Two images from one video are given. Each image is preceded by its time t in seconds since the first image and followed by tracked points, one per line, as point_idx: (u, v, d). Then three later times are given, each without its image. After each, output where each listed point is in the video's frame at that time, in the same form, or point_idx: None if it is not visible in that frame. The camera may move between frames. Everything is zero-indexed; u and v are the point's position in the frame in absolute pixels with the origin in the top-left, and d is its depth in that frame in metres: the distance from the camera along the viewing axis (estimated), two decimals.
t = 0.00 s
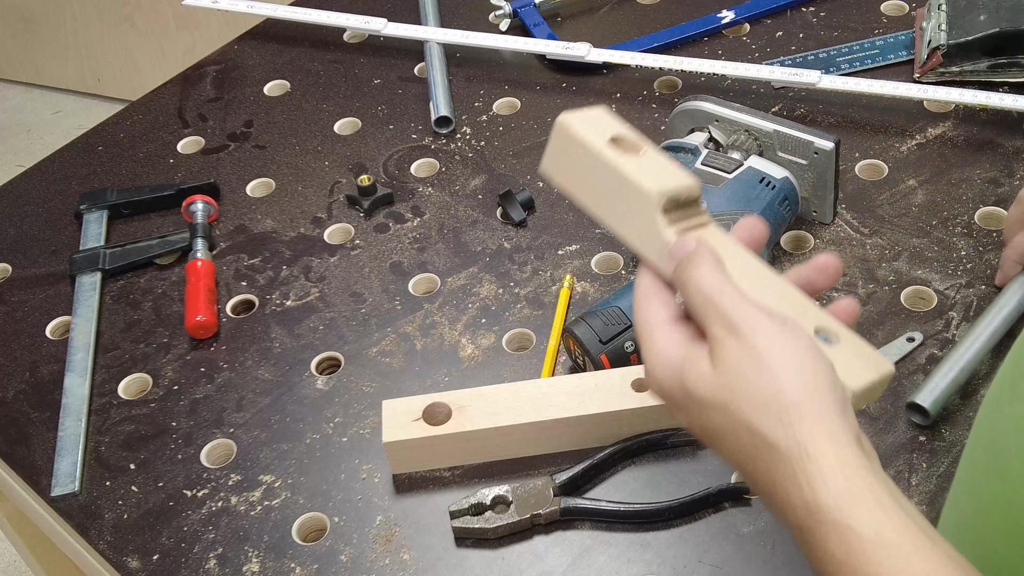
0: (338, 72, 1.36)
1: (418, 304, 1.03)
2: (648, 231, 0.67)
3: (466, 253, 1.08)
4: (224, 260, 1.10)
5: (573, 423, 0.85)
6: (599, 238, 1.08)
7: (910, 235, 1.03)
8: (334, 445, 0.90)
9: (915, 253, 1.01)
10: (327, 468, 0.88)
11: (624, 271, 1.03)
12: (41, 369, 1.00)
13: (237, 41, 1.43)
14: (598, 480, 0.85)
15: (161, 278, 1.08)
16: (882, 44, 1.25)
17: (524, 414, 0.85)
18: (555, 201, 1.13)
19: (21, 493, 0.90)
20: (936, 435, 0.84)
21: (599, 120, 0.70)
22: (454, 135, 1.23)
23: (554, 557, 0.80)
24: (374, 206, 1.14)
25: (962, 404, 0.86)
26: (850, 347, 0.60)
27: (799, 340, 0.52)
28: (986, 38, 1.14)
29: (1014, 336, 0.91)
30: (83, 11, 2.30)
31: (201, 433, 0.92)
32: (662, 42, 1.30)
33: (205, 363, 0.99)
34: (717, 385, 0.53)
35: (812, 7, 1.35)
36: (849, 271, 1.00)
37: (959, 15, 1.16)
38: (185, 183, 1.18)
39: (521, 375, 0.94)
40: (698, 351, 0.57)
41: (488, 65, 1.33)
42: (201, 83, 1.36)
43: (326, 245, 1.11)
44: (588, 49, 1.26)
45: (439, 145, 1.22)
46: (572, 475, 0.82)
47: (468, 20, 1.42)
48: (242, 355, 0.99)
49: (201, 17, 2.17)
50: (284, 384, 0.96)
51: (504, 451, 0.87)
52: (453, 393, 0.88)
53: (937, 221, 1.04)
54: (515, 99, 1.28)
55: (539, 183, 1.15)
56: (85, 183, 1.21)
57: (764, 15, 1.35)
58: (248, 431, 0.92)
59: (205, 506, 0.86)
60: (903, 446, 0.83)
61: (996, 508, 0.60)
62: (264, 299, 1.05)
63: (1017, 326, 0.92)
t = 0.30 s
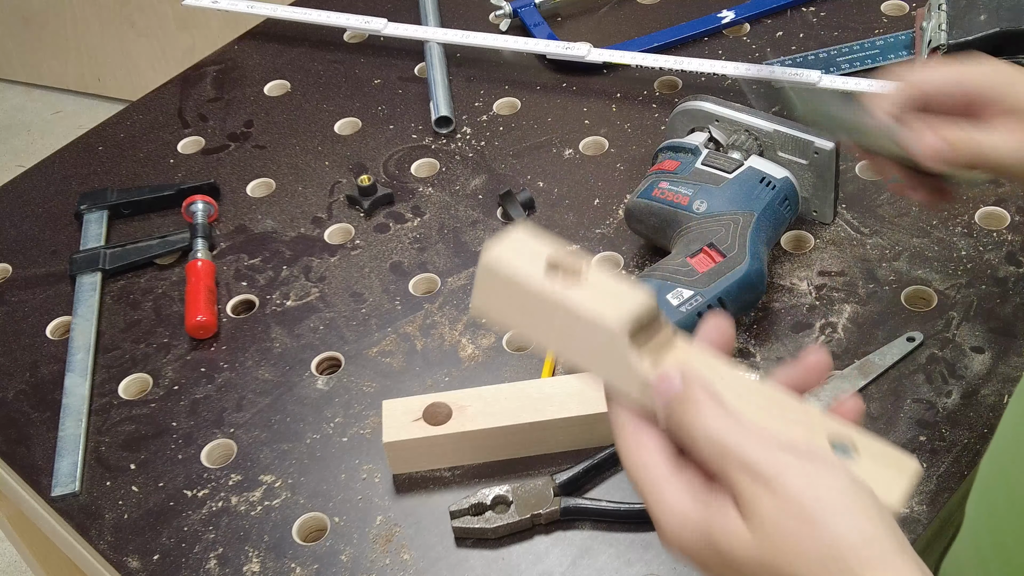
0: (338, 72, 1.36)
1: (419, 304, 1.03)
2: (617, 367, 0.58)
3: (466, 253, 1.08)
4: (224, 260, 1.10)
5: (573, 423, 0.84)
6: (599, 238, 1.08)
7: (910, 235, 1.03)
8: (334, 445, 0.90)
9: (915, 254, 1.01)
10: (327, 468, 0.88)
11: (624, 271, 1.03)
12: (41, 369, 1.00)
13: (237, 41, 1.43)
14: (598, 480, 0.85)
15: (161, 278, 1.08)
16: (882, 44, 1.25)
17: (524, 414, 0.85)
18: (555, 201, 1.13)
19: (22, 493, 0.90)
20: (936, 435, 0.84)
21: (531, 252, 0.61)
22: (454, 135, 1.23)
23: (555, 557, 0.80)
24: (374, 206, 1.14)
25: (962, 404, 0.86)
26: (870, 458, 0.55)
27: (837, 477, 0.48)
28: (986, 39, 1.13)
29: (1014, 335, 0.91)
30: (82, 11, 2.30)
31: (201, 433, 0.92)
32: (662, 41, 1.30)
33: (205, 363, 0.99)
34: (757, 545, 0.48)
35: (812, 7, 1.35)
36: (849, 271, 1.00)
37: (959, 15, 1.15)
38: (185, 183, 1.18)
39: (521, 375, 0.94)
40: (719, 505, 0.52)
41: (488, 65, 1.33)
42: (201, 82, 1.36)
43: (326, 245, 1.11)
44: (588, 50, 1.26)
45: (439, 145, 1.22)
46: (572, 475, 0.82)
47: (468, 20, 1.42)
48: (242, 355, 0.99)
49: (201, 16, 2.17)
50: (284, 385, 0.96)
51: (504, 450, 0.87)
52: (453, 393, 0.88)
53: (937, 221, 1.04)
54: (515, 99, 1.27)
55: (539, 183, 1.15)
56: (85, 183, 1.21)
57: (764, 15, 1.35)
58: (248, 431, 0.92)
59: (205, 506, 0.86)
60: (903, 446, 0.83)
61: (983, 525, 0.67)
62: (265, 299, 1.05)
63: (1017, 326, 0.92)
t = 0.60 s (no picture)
0: (338, 72, 1.36)
1: (418, 304, 1.03)
2: None
3: (466, 253, 1.08)
4: (224, 260, 1.10)
5: (572, 423, 0.85)
6: (599, 238, 1.07)
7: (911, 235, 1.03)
8: (334, 445, 0.90)
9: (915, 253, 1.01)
10: (327, 468, 0.88)
11: (624, 271, 1.03)
12: (41, 369, 1.00)
13: (237, 41, 1.43)
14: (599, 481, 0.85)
15: (161, 279, 1.08)
16: (883, 44, 1.25)
17: (524, 415, 0.85)
18: (555, 201, 1.13)
19: (22, 493, 0.90)
20: (936, 435, 0.83)
21: (562, 488, 0.44)
22: (454, 135, 1.23)
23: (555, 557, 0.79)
24: (374, 206, 1.14)
25: (963, 405, 0.86)
26: None
27: None
28: (986, 38, 1.13)
29: (1014, 335, 0.91)
30: (83, 11, 2.30)
31: (201, 433, 0.92)
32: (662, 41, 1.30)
33: (205, 363, 0.99)
34: None
35: (812, 6, 1.35)
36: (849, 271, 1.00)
37: (959, 15, 1.15)
38: (186, 183, 1.18)
39: (521, 375, 0.94)
40: None
41: (489, 65, 1.33)
42: (201, 83, 1.36)
43: (326, 245, 1.11)
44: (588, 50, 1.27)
45: (439, 146, 1.22)
46: (572, 476, 0.82)
47: (469, 20, 1.42)
48: (242, 355, 0.99)
49: (202, 17, 2.17)
50: (284, 385, 0.96)
51: (504, 451, 0.87)
52: (453, 393, 0.88)
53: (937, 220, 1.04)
54: (515, 99, 1.27)
55: (539, 183, 1.15)
56: (85, 183, 1.21)
57: (764, 16, 1.35)
58: (248, 431, 0.92)
59: (205, 506, 0.86)
60: (903, 446, 0.83)
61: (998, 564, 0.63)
62: (265, 299, 1.05)
63: (1017, 326, 0.92)
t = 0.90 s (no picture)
0: (338, 72, 1.36)
1: (418, 304, 1.03)
2: None
3: (466, 253, 1.08)
4: (224, 260, 1.10)
5: (572, 423, 0.85)
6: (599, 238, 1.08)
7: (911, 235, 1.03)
8: (334, 445, 0.90)
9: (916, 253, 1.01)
10: (327, 468, 0.88)
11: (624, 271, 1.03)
12: (42, 369, 1.00)
13: (237, 41, 1.43)
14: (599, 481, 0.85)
15: (161, 279, 1.08)
16: (883, 44, 1.25)
17: (523, 415, 0.85)
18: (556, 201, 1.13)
19: (22, 493, 0.90)
20: (936, 436, 0.83)
21: None
22: (455, 135, 1.23)
23: (555, 557, 0.80)
24: (375, 206, 1.14)
25: (963, 406, 0.86)
26: None
27: None
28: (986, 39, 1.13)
29: (1014, 335, 0.91)
30: (83, 11, 2.30)
31: (201, 433, 0.92)
32: (662, 41, 1.30)
33: (205, 363, 0.99)
34: None
35: (812, 6, 1.35)
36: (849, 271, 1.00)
37: (959, 15, 1.15)
38: (186, 183, 1.18)
39: (521, 375, 0.94)
40: None
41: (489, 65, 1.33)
42: (201, 83, 1.36)
43: (326, 245, 1.11)
44: (588, 50, 1.27)
45: (439, 146, 1.22)
46: (572, 476, 0.82)
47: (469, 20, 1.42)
48: (242, 355, 0.99)
49: (202, 17, 2.17)
50: (284, 384, 0.96)
51: (504, 450, 0.87)
52: (453, 393, 0.88)
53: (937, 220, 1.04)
54: (515, 99, 1.27)
55: (539, 183, 1.15)
56: (85, 183, 1.21)
57: (764, 15, 1.35)
58: (249, 431, 0.92)
59: (205, 506, 0.86)
60: (903, 447, 0.83)
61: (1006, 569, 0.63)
62: (265, 299, 1.05)
63: (1017, 326, 0.92)
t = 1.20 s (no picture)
0: (338, 72, 1.36)
1: (418, 304, 1.03)
2: None
3: (466, 253, 1.08)
4: (224, 261, 1.10)
5: (571, 423, 0.85)
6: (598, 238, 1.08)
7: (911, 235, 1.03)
8: (334, 445, 0.90)
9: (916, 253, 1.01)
10: (327, 468, 0.88)
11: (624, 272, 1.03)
12: (42, 370, 1.00)
13: (237, 41, 1.43)
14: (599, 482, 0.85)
15: (161, 279, 1.08)
16: (883, 44, 1.25)
17: (523, 415, 0.85)
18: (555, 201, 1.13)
19: (22, 493, 0.90)
20: (936, 435, 0.83)
21: None
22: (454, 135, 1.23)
23: (555, 557, 0.80)
24: (375, 206, 1.14)
25: (963, 406, 0.86)
26: None
27: None
28: (986, 39, 1.13)
29: (1014, 335, 0.91)
30: (83, 11, 2.30)
31: (201, 434, 0.92)
32: (662, 41, 1.30)
33: (205, 363, 0.99)
34: None
35: (812, 7, 1.35)
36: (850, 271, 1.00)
37: (960, 15, 1.15)
38: (186, 183, 1.18)
39: (521, 375, 0.94)
40: None
41: (488, 65, 1.33)
42: (202, 83, 1.36)
43: (326, 245, 1.11)
44: (588, 50, 1.27)
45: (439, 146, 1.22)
46: (572, 476, 0.82)
47: (469, 20, 1.42)
48: (242, 355, 0.99)
49: (202, 18, 2.17)
50: (284, 385, 0.96)
51: (503, 450, 0.87)
52: (453, 393, 0.88)
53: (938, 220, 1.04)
54: (515, 100, 1.28)
55: (539, 183, 1.15)
56: (85, 183, 1.21)
57: (764, 16, 1.35)
58: (249, 431, 0.92)
59: (205, 507, 0.86)
60: (903, 447, 0.83)
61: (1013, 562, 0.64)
62: (265, 299, 1.05)
63: (1017, 326, 0.92)
